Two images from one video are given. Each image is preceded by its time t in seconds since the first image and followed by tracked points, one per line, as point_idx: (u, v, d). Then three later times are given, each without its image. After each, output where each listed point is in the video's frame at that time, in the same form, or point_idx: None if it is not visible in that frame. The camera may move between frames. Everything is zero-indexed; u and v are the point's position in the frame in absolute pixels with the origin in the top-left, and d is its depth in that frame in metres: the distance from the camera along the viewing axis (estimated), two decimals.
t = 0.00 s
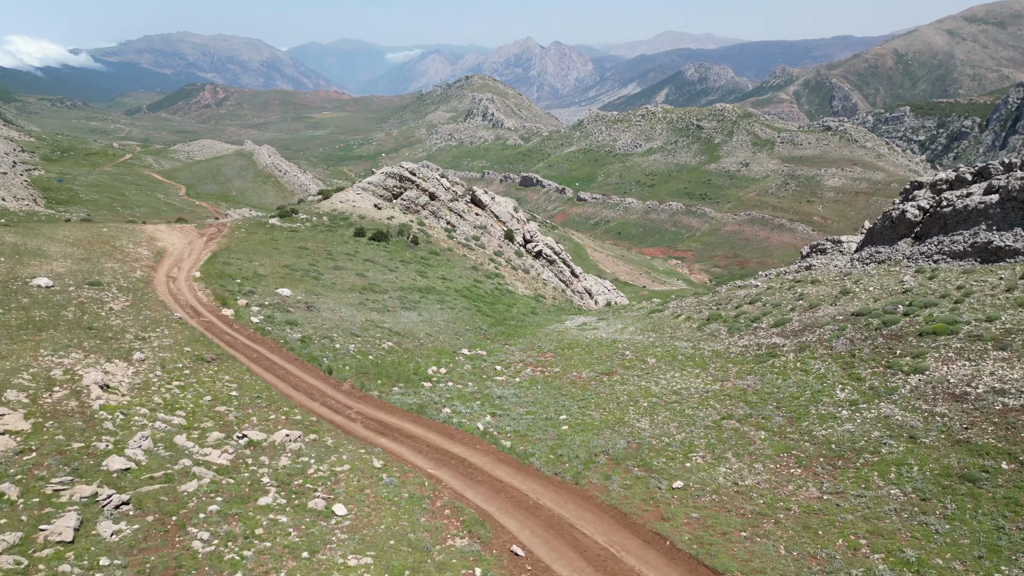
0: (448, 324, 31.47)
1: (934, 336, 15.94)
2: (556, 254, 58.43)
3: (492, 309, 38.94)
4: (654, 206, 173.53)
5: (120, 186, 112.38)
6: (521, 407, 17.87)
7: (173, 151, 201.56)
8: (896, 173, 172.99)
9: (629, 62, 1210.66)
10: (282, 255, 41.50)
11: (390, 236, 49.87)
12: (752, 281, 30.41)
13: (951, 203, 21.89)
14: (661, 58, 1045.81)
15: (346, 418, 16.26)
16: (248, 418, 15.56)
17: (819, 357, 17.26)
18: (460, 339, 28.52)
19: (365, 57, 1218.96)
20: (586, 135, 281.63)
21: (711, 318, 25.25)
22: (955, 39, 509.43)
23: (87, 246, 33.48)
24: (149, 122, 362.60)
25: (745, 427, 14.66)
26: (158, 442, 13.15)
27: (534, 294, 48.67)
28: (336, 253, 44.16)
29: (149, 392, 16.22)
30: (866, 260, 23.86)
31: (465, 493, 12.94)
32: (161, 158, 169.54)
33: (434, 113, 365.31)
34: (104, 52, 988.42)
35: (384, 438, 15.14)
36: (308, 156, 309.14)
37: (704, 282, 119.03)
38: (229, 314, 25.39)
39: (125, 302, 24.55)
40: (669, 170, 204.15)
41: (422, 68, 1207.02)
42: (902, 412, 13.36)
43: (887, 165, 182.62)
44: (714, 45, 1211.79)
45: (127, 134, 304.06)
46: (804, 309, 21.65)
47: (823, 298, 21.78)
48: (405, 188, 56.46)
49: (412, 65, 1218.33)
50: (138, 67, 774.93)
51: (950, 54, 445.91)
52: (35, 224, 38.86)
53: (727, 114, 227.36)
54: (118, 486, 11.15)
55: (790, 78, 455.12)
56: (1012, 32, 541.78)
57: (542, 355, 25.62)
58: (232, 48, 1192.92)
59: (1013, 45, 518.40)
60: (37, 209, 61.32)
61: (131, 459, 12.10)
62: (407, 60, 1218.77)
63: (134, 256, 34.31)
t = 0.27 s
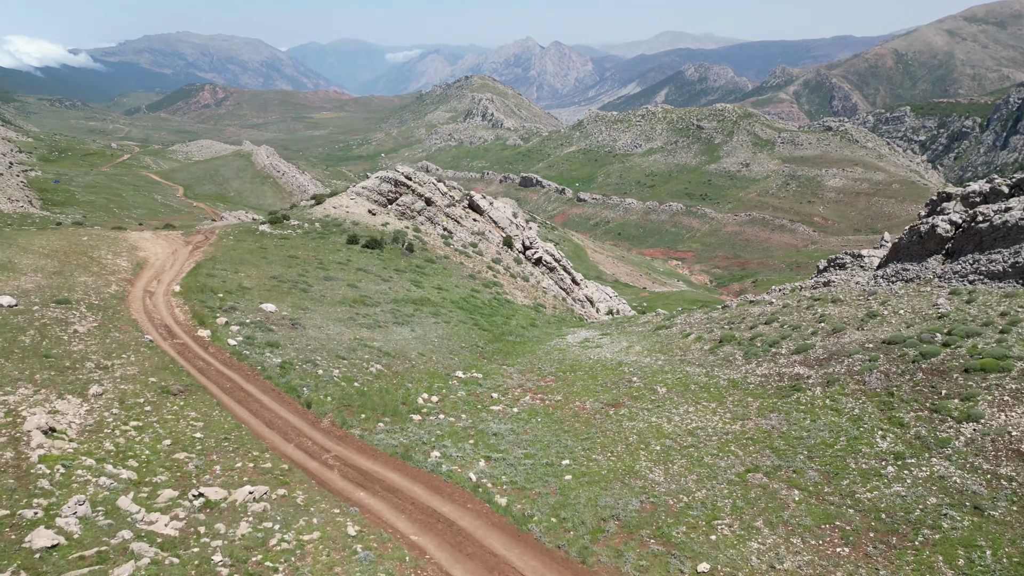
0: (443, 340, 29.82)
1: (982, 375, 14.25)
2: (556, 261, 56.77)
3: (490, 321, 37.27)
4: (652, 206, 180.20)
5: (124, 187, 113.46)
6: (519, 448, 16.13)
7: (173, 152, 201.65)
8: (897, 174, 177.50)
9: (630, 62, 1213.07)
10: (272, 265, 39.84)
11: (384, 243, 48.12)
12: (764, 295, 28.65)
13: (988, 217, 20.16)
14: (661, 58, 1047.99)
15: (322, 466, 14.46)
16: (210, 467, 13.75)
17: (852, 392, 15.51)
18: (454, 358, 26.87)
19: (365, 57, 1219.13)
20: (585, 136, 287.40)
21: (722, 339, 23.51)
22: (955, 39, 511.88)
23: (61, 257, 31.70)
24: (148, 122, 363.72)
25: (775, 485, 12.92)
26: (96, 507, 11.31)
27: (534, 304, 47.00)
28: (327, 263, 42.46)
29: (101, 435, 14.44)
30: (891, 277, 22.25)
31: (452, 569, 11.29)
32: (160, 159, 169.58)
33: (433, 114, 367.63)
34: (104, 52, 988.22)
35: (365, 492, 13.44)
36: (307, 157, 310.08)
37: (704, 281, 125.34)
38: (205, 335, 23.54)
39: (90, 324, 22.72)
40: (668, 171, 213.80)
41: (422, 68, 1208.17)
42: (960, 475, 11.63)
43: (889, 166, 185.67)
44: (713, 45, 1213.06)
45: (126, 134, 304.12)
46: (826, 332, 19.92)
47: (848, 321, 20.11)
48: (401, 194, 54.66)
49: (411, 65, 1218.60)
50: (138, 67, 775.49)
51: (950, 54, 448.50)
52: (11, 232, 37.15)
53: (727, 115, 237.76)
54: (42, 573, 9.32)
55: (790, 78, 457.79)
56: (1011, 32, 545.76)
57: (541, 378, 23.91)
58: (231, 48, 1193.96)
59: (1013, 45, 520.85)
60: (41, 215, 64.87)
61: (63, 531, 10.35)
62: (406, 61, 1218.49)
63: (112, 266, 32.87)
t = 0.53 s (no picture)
0: (436, 359, 28.13)
1: None
2: (556, 268, 55.01)
3: (488, 334, 35.71)
4: (652, 208, 197.09)
5: (116, 205, 114.91)
6: (517, 500, 14.46)
7: (172, 154, 201.72)
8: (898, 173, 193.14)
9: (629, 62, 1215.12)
10: (261, 276, 38.15)
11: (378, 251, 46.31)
12: (777, 311, 26.79)
13: None
14: (661, 58, 1050.30)
15: (292, 528, 12.69)
16: (162, 532, 11.99)
17: (892, 440, 13.79)
18: (449, 381, 25.15)
19: (364, 57, 1219.38)
20: (585, 136, 294.65)
21: (736, 365, 21.67)
22: (953, 39, 516.63)
23: (34, 269, 29.84)
24: (148, 123, 364.94)
25: (815, 561, 11.16)
26: None
27: (535, 314, 45.34)
28: (318, 273, 40.83)
29: (39, 493, 12.58)
30: (922, 299, 20.50)
31: None
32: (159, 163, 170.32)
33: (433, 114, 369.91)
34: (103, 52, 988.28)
35: (338, 564, 11.75)
36: (307, 158, 311.17)
37: (704, 284, 144.13)
38: (177, 360, 21.73)
39: (52, 348, 20.85)
40: (667, 172, 224.87)
41: (422, 70, 1212.53)
42: None
43: (890, 166, 198.65)
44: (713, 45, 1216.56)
45: (126, 136, 304.21)
46: (855, 362, 18.13)
47: (879, 349, 18.32)
48: (395, 199, 52.94)
49: (410, 64, 1218.46)
50: (137, 67, 776.14)
51: (949, 55, 450.86)
52: None
53: (726, 115, 247.11)
54: None
55: (790, 79, 459.55)
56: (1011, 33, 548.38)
57: (540, 404, 22.22)
58: (230, 48, 1195.28)
59: (1012, 45, 525.61)
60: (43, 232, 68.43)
61: None
62: (405, 61, 1218.44)
63: (89, 279, 31.17)
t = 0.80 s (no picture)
0: (429, 380, 26.38)
1: None
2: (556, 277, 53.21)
3: (485, 349, 33.98)
4: (652, 209, 202.60)
5: (114, 207, 116.78)
6: (514, 566, 12.83)
7: (172, 155, 202.95)
8: (898, 174, 200.05)
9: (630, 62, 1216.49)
10: (247, 288, 36.38)
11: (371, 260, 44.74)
12: (794, 333, 25.00)
13: None
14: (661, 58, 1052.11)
15: None
16: None
17: (945, 504, 12.03)
18: (442, 407, 23.46)
19: (362, 57, 1219.15)
20: (584, 137, 296.32)
21: (753, 396, 19.84)
22: (955, 39, 519.24)
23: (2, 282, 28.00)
24: (148, 124, 365.51)
25: None
26: None
27: (533, 326, 43.75)
28: (309, 284, 39.17)
29: None
30: (959, 325, 18.74)
31: None
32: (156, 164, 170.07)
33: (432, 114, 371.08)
34: (102, 51, 989.47)
35: None
36: (308, 158, 311.81)
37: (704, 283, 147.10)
38: (143, 389, 19.89)
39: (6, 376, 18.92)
40: (667, 172, 229.44)
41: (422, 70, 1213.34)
42: None
43: (891, 167, 206.56)
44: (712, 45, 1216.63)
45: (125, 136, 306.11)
46: (890, 400, 16.36)
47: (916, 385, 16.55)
48: (390, 205, 51.12)
49: (410, 64, 1218.83)
50: (137, 67, 778.33)
51: (949, 54, 452.36)
52: None
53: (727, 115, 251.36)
54: None
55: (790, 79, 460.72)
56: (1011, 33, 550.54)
57: (540, 437, 20.45)
58: (230, 48, 1196.20)
59: (1013, 45, 527.64)
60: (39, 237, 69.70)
61: None
62: (405, 61, 1218.57)
63: (61, 294, 29.39)
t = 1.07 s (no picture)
0: (420, 405, 24.63)
1: None
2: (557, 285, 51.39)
3: (482, 367, 32.21)
4: (652, 208, 203.56)
5: (109, 211, 117.62)
6: None
7: (170, 155, 203.18)
8: (900, 175, 201.11)
9: (630, 62, 1216.74)
10: (232, 301, 34.60)
11: (364, 270, 42.99)
12: (812, 356, 23.19)
13: None
14: (661, 58, 1052.17)
15: None
16: None
17: None
18: (434, 437, 21.70)
19: (361, 57, 1219.07)
20: (584, 136, 296.50)
21: (774, 432, 18.03)
22: (956, 39, 525.05)
23: None
24: (148, 124, 365.30)
25: None
26: None
27: (533, 338, 42.06)
28: (298, 296, 37.45)
29: None
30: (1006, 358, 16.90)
31: None
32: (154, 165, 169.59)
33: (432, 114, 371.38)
34: (101, 51, 989.25)
35: None
36: (307, 158, 311.68)
37: (705, 284, 150.85)
38: (104, 424, 18.04)
39: None
40: (667, 172, 230.30)
41: (422, 70, 1213.31)
42: None
43: (892, 167, 207.98)
44: (712, 45, 1217.36)
45: (124, 136, 306.44)
46: (934, 449, 14.58)
47: (963, 431, 14.77)
48: (384, 212, 49.23)
49: (410, 64, 1218.79)
50: (136, 67, 778.94)
51: (950, 55, 452.60)
52: None
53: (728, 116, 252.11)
54: None
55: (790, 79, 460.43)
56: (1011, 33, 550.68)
57: (539, 476, 18.69)
58: (230, 48, 1196.64)
59: (1014, 45, 528.79)
60: (31, 242, 70.03)
61: None
62: (405, 61, 1218.57)
63: (30, 310, 27.59)
